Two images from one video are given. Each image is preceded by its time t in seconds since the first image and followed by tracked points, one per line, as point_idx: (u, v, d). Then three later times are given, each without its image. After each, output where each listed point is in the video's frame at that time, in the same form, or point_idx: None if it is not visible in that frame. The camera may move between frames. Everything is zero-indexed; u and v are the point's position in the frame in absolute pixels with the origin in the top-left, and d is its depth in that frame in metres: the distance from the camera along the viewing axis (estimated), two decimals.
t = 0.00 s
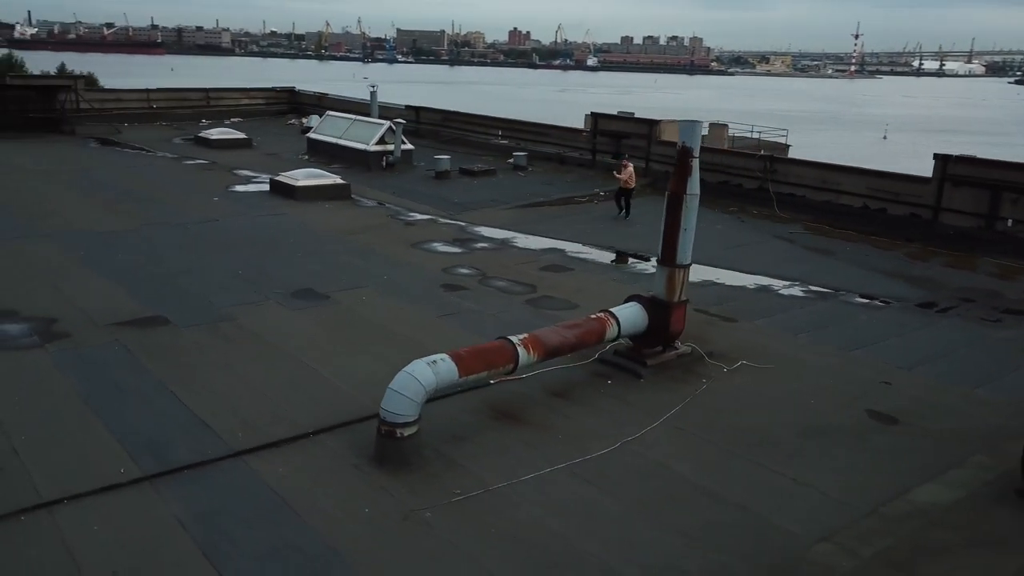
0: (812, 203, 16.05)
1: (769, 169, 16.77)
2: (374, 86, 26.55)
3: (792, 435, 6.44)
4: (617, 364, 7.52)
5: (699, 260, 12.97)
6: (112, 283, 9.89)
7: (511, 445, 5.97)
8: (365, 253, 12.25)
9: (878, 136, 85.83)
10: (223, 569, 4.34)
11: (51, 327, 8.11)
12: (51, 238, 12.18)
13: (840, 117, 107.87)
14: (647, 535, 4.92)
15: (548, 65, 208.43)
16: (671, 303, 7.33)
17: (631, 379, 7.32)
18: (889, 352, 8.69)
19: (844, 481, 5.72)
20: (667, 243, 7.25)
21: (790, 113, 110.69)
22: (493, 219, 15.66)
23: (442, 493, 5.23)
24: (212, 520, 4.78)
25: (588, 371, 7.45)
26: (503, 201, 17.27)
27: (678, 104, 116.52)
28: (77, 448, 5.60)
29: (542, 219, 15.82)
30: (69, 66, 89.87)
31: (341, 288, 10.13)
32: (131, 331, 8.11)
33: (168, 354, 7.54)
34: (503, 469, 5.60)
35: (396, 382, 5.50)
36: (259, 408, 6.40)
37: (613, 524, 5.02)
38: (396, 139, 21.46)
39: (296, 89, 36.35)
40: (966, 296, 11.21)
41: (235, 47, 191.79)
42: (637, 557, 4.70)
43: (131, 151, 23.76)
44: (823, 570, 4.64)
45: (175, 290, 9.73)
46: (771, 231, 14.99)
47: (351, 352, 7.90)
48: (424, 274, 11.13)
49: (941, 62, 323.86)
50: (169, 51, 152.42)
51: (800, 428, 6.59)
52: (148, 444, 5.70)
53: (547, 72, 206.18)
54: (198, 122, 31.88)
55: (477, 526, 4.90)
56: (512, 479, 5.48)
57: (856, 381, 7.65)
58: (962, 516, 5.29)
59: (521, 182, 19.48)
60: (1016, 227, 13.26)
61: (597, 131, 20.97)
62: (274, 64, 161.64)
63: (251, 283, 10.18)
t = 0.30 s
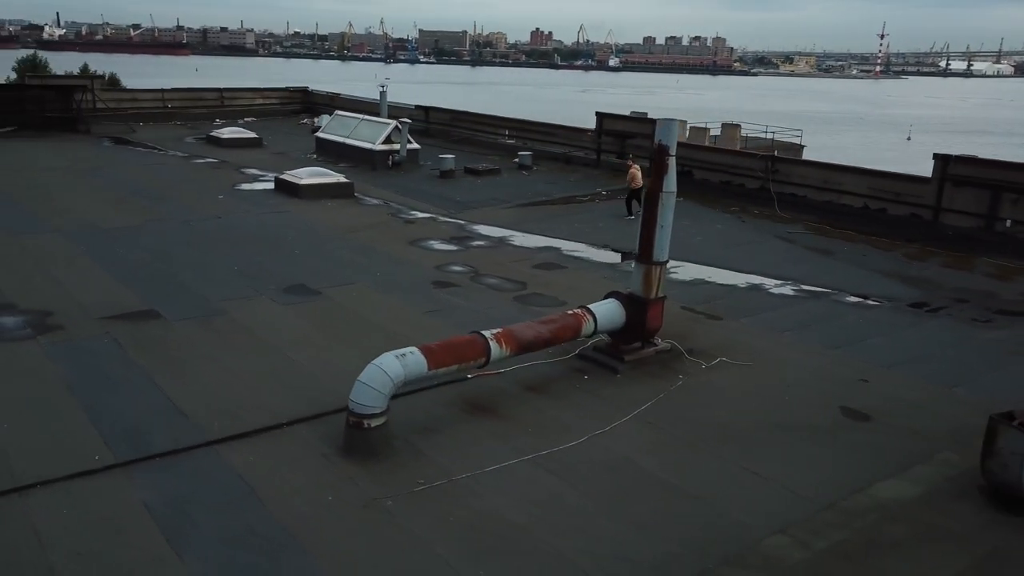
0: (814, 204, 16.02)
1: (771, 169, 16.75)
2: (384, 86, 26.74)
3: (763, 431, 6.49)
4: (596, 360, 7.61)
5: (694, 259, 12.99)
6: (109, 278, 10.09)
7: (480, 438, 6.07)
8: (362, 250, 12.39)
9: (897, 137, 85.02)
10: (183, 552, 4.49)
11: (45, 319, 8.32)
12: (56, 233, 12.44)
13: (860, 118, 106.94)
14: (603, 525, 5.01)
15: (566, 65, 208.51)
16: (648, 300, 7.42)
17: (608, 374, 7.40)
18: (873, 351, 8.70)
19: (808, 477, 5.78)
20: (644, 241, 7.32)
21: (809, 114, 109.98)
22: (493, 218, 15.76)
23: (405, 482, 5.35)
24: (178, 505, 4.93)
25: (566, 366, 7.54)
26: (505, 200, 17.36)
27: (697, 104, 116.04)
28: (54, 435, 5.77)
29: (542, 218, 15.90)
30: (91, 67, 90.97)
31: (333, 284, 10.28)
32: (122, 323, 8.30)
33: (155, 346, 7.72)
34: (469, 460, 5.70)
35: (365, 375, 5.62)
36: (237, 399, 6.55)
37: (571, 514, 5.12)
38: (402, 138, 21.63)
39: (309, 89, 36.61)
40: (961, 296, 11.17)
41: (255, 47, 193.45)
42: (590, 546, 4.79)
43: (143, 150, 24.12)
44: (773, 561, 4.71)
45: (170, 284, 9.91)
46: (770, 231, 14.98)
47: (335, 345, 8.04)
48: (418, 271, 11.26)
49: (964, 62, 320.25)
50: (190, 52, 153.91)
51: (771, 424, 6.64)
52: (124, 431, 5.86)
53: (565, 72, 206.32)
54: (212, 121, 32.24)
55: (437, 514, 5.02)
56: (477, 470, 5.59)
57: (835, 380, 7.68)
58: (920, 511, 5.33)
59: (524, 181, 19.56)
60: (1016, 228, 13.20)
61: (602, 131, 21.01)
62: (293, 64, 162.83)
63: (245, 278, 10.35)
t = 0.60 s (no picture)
0: (808, 203, 16.04)
1: (766, 169, 16.77)
2: (388, 86, 26.93)
3: (723, 426, 6.57)
4: (566, 355, 7.72)
5: (682, 257, 13.06)
6: (101, 274, 10.29)
7: (441, 429, 6.19)
8: (353, 247, 12.55)
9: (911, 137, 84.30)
10: (136, 534, 4.64)
11: (32, 312, 8.53)
12: (53, 230, 12.70)
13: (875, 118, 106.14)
14: (551, 514, 5.13)
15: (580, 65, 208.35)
16: (617, 295, 7.53)
17: (576, 369, 7.51)
18: (848, 349, 8.75)
19: (761, 470, 5.86)
20: (612, 238, 7.44)
21: (823, 114, 109.30)
22: (487, 216, 15.88)
23: (362, 471, 5.49)
24: (137, 491, 5.09)
25: (537, 361, 7.65)
26: (502, 199, 17.48)
27: (710, 104, 115.54)
28: (26, 423, 5.95)
29: (536, 216, 16.01)
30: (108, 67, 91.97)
31: (319, 280, 10.44)
32: (106, 317, 8.49)
33: (136, 339, 7.90)
34: (427, 450, 5.83)
35: (325, 366, 5.77)
36: (208, 390, 6.71)
37: (520, 504, 5.24)
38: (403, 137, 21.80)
39: (317, 89, 36.87)
40: (945, 295, 11.17)
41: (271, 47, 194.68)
42: (535, 534, 4.91)
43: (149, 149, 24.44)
44: (714, 550, 4.80)
45: (160, 280, 10.10)
46: (762, 230, 15.01)
47: (313, 339, 8.20)
48: (406, 267, 11.40)
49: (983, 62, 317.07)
50: (206, 52, 155.11)
51: (733, 418, 6.73)
52: (95, 421, 6.03)
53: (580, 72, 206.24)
54: (220, 121, 32.57)
55: (389, 502, 5.15)
56: (434, 460, 5.72)
57: (804, 376, 7.75)
58: (867, 504, 5.41)
59: (523, 180, 19.67)
60: (1006, 228, 13.18)
61: (602, 131, 21.09)
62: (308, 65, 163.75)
63: (234, 274, 10.53)
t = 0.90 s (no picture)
0: (805, 202, 16.03)
1: (764, 169, 16.78)
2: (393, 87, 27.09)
3: (689, 420, 6.65)
4: (542, 350, 7.82)
5: (674, 256, 13.11)
6: (96, 269, 10.49)
7: (409, 421, 6.31)
8: (346, 245, 12.70)
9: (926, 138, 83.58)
10: (99, 518, 4.79)
11: (24, 306, 8.73)
12: (54, 226, 12.94)
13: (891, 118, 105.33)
14: (506, 504, 5.23)
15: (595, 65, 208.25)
16: (592, 292, 7.64)
17: (551, 364, 7.61)
18: (827, 346, 8.79)
19: (722, 464, 5.93)
20: (587, 234, 7.56)
21: (838, 114, 108.60)
22: (484, 215, 15.98)
23: (325, 460, 5.61)
24: (105, 477, 5.24)
25: (512, 356, 7.75)
26: (500, 198, 17.58)
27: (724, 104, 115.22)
28: (6, 411, 6.12)
29: (533, 215, 16.10)
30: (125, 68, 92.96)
31: (309, 277, 10.60)
32: (95, 310, 8.68)
33: (122, 332, 8.08)
34: (391, 442, 5.95)
35: (294, 359, 5.90)
36: (186, 382, 6.86)
37: (478, 493, 5.35)
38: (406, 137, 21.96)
39: (326, 89, 37.11)
40: (934, 295, 11.16)
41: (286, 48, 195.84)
42: (488, 523, 5.01)
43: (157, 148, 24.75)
44: (662, 540, 4.89)
45: (153, 275, 10.29)
46: (757, 229, 15.03)
47: (296, 333, 8.34)
48: (396, 264, 11.53)
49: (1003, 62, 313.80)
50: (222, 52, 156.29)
51: (701, 413, 6.80)
52: (72, 410, 6.20)
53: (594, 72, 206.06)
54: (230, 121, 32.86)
55: (348, 490, 5.27)
56: (398, 451, 5.83)
57: (778, 373, 7.80)
58: (821, 498, 5.47)
59: (523, 179, 19.76)
60: (1000, 227, 13.13)
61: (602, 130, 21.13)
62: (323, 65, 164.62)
63: (226, 270, 10.71)
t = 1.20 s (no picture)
0: (802, 202, 16.04)
1: (762, 169, 16.80)
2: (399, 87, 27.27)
3: (657, 415, 6.73)
4: (520, 347, 7.93)
5: (667, 255, 13.16)
6: (92, 265, 10.70)
7: (380, 414, 6.44)
8: (341, 243, 12.86)
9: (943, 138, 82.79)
10: (67, 504, 4.96)
11: (17, 300, 8.94)
12: (56, 223, 13.19)
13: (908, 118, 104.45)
14: (465, 496, 5.35)
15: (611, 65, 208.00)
16: (568, 289, 7.75)
17: (527, 360, 7.71)
18: (807, 345, 8.83)
19: (684, 459, 6.01)
20: (564, 232, 7.67)
21: (854, 114, 107.82)
22: (482, 214, 16.09)
23: (292, 451, 5.75)
24: (78, 465, 5.41)
25: (490, 352, 7.86)
26: (499, 197, 17.69)
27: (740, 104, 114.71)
28: None
29: (530, 214, 16.20)
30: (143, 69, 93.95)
31: (300, 274, 10.76)
32: (87, 305, 8.88)
33: (112, 326, 8.28)
34: (360, 434, 6.08)
35: (265, 353, 6.06)
36: (167, 375, 7.02)
37: (438, 485, 5.47)
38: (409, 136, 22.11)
39: (336, 89, 37.36)
40: (923, 295, 11.16)
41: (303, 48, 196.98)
42: (445, 514, 5.13)
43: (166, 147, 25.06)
44: (613, 532, 4.99)
45: (147, 272, 10.49)
46: (753, 229, 15.05)
47: (280, 328, 8.48)
48: (387, 262, 11.66)
49: None
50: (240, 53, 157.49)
51: (671, 409, 6.88)
52: (54, 400, 6.38)
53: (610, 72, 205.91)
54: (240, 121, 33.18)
55: (312, 480, 5.40)
56: (365, 443, 5.96)
57: (753, 371, 7.86)
58: (778, 493, 5.54)
59: (524, 179, 19.85)
60: (994, 228, 13.08)
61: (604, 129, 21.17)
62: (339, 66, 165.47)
63: (219, 267, 10.89)
